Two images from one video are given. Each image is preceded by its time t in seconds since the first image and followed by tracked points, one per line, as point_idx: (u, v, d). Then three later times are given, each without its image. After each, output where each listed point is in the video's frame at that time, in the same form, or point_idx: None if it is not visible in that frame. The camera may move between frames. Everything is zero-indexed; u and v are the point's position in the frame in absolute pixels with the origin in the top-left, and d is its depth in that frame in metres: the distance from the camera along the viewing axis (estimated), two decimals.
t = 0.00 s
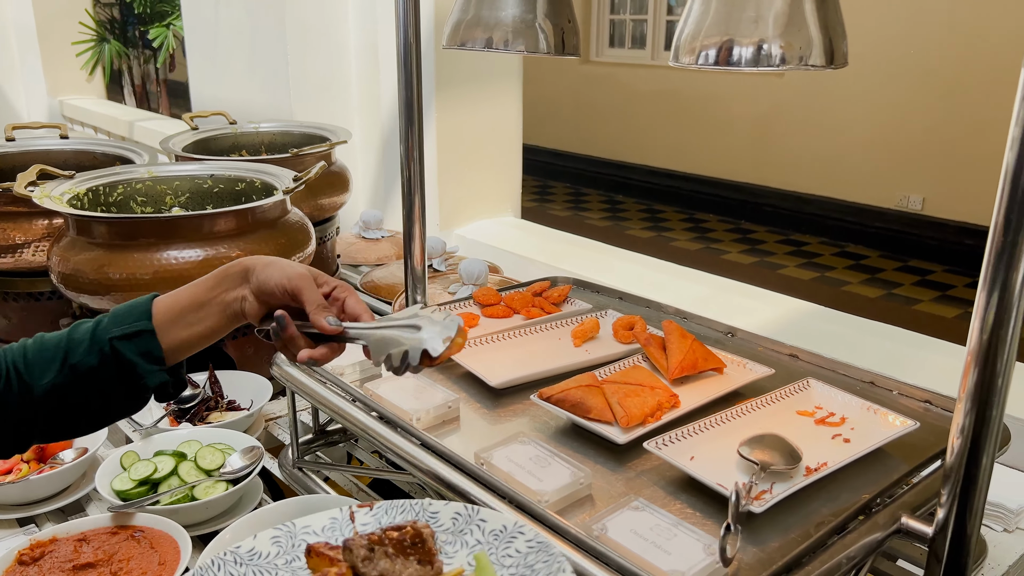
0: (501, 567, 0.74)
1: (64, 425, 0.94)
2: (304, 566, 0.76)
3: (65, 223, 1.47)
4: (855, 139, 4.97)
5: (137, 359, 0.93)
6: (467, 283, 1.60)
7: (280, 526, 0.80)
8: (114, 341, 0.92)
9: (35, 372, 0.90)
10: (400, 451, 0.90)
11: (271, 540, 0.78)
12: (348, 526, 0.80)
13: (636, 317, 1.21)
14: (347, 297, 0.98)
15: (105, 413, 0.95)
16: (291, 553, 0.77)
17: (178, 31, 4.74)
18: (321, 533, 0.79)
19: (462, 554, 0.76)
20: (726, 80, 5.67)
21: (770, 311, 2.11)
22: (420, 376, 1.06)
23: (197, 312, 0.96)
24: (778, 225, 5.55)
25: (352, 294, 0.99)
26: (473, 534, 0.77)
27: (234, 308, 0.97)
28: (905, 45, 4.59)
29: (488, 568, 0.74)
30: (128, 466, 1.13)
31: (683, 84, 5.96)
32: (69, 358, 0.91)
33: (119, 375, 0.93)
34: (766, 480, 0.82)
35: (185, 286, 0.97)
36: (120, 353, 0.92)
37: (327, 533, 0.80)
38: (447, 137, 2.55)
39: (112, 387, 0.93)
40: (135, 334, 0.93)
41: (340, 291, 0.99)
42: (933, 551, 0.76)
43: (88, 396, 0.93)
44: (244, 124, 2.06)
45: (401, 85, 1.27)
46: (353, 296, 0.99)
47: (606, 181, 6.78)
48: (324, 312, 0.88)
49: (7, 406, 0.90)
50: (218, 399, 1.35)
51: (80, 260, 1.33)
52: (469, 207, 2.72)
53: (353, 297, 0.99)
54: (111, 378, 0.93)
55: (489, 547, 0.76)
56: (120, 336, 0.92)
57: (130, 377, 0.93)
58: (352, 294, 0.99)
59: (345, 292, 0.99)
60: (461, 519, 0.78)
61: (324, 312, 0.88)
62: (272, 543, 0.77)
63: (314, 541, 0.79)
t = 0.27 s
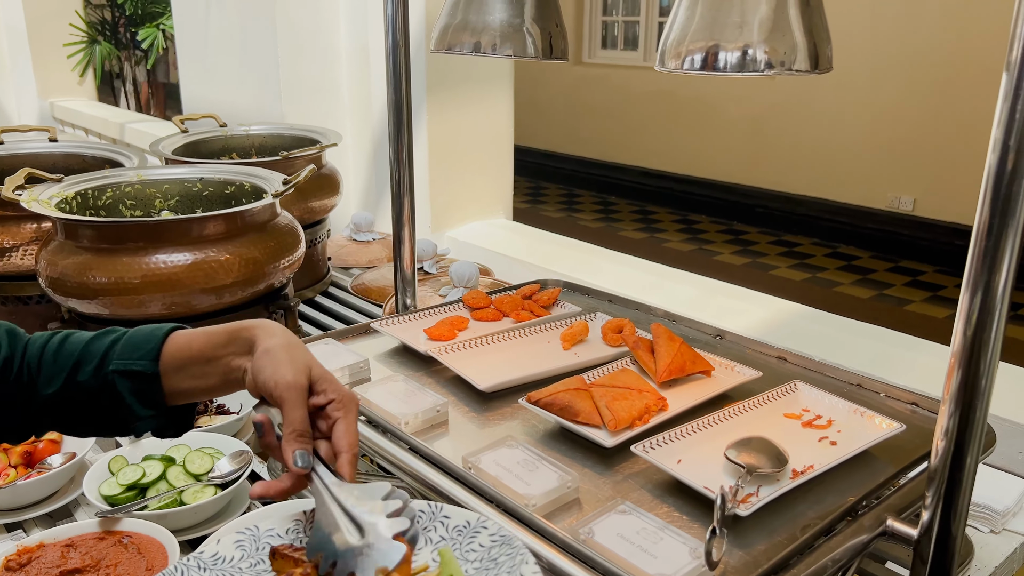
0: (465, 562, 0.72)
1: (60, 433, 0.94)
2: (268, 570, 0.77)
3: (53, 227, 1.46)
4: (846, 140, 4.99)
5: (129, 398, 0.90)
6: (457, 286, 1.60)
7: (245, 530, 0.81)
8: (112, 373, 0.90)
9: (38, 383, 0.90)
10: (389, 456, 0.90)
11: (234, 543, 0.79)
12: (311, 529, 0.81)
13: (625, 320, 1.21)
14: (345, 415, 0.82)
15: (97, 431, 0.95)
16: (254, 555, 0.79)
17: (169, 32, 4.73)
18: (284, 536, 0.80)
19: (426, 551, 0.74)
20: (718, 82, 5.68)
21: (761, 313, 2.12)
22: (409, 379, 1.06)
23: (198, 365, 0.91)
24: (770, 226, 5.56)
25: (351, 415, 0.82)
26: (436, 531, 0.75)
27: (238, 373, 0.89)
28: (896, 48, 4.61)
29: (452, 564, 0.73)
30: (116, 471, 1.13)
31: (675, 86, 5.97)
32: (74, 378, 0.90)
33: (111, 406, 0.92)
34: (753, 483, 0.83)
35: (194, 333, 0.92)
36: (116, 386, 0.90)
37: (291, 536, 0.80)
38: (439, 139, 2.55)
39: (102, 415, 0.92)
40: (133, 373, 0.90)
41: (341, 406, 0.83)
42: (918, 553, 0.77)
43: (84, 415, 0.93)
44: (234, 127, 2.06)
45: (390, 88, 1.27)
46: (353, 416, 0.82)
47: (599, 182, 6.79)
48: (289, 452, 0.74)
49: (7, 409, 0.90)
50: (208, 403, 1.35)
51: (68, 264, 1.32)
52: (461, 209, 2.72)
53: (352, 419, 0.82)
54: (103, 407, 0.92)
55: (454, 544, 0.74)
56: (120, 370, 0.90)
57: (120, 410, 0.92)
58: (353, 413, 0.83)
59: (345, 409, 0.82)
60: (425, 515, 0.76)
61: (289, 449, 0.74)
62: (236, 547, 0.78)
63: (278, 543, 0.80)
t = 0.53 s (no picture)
0: None
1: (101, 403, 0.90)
2: None
3: (44, 229, 1.46)
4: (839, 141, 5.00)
5: (159, 383, 0.85)
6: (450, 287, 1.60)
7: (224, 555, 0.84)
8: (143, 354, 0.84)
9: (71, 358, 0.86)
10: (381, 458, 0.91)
11: (212, 566, 0.82)
12: (291, 551, 0.84)
13: (618, 320, 1.21)
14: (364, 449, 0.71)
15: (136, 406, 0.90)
16: None
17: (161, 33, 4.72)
18: (263, 559, 0.83)
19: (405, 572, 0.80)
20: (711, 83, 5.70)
21: (753, 313, 2.12)
22: (402, 381, 1.06)
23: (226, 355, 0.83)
24: (763, 226, 5.58)
25: (372, 449, 0.71)
26: (416, 553, 0.82)
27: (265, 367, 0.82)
28: (888, 49, 4.64)
29: None
30: (107, 473, 1.12)
31: (668, 87, 5.98)
32: (106, 355, 0.85)
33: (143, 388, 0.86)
34: (744, 484, 0.83)
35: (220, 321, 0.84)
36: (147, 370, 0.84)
37: (269, 558, 0.83)
38: (432, 140, 2.55)
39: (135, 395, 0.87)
40: (162, 360, 0.83)
41: (361, 438, 0.71)
42: (909, 553, 0.77)
43: (118, 391, 0.88)
44: (227, 128, 2.05)
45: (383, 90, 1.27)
46: (373, 451, 0.71)
47: (592, 183, 6.80)
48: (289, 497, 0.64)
49: (41, 382, 0.86)
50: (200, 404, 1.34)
51: (59, 265, 1.31)
52: (454, 209, 2.72)
53: (372, 454, 0.71)
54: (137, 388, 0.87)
55: (432, 563, 0.80)
56: (150, 353, 0.83)
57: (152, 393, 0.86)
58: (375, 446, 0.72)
59: (366, 443, 0.71)
60: (404, 538, 0.83)
61: (290, 492, 0.64)
62: (215, 570, 0.81)
63: (257, 565, 0.82)
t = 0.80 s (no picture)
0: None
1: (57, 403, 0.92)
2: None
3: (35, 230, 1.45)
4: (832, 141, 5.02)
5: (123, 358, 0.89)
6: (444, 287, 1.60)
7: (212, 554, 0.80)
8: (106, 335, 0.88)
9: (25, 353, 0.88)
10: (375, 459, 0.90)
11: (201, 567, 0.77)
12: (282, 551, 0.81)
13: (612, 320, 1.21)
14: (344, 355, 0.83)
15: (103, 394, 0.92)
16: None
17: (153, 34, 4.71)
18: (253, 560, 0.80)
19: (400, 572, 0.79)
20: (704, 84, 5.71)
21: (747, 313, 2.13)
22: (395, 382, 1.06)
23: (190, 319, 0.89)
24: (756, 226, 5.59)
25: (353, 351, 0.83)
26: (409, 553, 0.80)
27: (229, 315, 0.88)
28: (881, 50, 4.66)
29: None
30: (99, 475, 1.11)
31: (662, 88, 6.00)
32: (64, 346, 0.88)
33: (107, 368, 0.90)
34: (738, 483, 0.83)
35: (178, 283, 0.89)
36: (110, 348, 0.88)
37: (260, 559, 0.80)
38: (425, 141, 2.55)
39: (102, 377, 0.90)
40: (127, 334, 0.88)
41: (341, 342, 0.84)
42: (902, 551, 0.77)
43: (83, 382, 0.91)
44: (219, 129, 2.05)
45: (376, 90, 1.27)
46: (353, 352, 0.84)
47: (587, 184, 6.80)
48: (285, 395, 0.73)
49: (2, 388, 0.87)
50: (193, 406, 1.33)
51: (50, 266, 1.31)
52: (448, 210, 2.72)
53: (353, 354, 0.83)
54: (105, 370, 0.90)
55: (427, 564, 0.79)
56: (112, 332, 0.87)
57: (120, 371, 0.90)
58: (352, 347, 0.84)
59: (345, 346, 0.84)
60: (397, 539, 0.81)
61: (285, 393, 0.73)
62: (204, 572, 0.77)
63: (247, 566, 0.79)
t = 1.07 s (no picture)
0: None
1: None
2: None
3: (26, 231, 1.44)
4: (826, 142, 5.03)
5: (65, 336, 1.04)
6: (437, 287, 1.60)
7: (209, 552, 0.82)
8: (43, 319, 1.02)
9: None
10: (368, 461, 0.90)
11: (198, 565, 0.80)
12: (279, 548, 0.84)
13: (605, 321, 1.21)
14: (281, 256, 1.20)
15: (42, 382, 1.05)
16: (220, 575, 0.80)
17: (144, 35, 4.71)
18: (250, 557, 0.82)
19: (399, 571, 0.80)
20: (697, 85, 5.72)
21: (741, 314, 2.13)
22: (388, 384, 1.05)
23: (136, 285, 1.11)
24: (750, 227, 5.60)
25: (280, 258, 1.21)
26: (408, 550, 0.82)
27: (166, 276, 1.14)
28: (873, 51, 4.67)
29: None
30: (90, 479, 1.11)
31: (655, 89, 6.00)
32: None
33: (42, 349, 1.03)
34: (732, 484, 0.83)
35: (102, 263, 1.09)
36: (50, 330, 1.03)
37: (256, 557, 0.82)
38: (418, 142, 2.54)
39: (44, 360, 1.04)
40: (65, 311, 1.04)
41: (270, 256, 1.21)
42: (895, 551, 0.77)
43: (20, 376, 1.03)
44: (212, 130, 2.04)
45: (369, 91, 1.26)
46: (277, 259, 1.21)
47: (581, 185, 6.80)
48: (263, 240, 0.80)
49: None
50: (185, 408, 1.32)
51: (42, 268, 1.30)
52: (441, 211, 2.71)
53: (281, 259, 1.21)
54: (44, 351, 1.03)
55: (425, 562, 0.80)
56: (51, 313, 1.03)
57: (59, 349, 1.04)
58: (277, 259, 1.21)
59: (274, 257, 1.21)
60: (395, 535, 0.83)
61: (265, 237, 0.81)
62: (202, 568, 0.79)
63: (245, 563, 0.81)
